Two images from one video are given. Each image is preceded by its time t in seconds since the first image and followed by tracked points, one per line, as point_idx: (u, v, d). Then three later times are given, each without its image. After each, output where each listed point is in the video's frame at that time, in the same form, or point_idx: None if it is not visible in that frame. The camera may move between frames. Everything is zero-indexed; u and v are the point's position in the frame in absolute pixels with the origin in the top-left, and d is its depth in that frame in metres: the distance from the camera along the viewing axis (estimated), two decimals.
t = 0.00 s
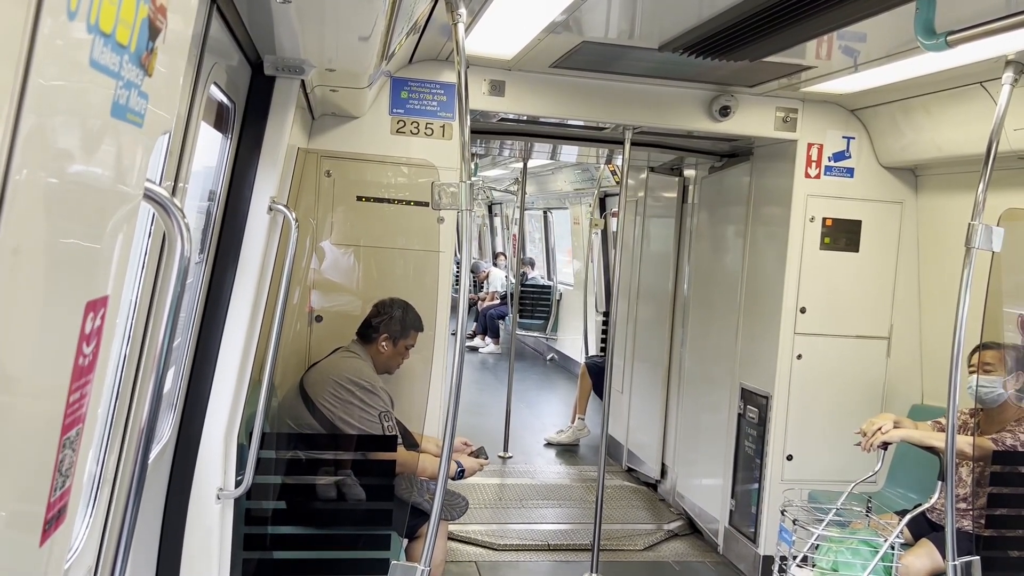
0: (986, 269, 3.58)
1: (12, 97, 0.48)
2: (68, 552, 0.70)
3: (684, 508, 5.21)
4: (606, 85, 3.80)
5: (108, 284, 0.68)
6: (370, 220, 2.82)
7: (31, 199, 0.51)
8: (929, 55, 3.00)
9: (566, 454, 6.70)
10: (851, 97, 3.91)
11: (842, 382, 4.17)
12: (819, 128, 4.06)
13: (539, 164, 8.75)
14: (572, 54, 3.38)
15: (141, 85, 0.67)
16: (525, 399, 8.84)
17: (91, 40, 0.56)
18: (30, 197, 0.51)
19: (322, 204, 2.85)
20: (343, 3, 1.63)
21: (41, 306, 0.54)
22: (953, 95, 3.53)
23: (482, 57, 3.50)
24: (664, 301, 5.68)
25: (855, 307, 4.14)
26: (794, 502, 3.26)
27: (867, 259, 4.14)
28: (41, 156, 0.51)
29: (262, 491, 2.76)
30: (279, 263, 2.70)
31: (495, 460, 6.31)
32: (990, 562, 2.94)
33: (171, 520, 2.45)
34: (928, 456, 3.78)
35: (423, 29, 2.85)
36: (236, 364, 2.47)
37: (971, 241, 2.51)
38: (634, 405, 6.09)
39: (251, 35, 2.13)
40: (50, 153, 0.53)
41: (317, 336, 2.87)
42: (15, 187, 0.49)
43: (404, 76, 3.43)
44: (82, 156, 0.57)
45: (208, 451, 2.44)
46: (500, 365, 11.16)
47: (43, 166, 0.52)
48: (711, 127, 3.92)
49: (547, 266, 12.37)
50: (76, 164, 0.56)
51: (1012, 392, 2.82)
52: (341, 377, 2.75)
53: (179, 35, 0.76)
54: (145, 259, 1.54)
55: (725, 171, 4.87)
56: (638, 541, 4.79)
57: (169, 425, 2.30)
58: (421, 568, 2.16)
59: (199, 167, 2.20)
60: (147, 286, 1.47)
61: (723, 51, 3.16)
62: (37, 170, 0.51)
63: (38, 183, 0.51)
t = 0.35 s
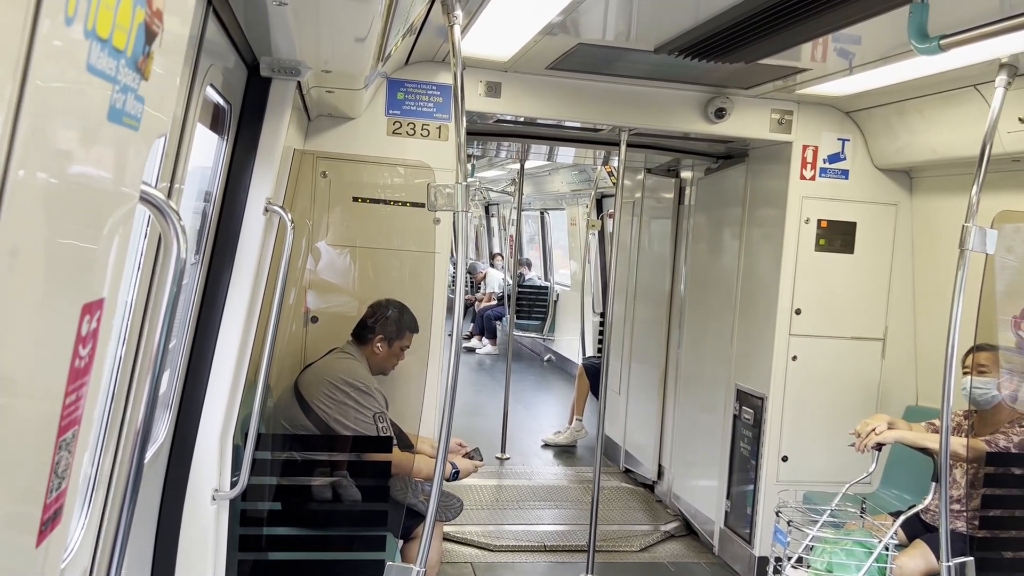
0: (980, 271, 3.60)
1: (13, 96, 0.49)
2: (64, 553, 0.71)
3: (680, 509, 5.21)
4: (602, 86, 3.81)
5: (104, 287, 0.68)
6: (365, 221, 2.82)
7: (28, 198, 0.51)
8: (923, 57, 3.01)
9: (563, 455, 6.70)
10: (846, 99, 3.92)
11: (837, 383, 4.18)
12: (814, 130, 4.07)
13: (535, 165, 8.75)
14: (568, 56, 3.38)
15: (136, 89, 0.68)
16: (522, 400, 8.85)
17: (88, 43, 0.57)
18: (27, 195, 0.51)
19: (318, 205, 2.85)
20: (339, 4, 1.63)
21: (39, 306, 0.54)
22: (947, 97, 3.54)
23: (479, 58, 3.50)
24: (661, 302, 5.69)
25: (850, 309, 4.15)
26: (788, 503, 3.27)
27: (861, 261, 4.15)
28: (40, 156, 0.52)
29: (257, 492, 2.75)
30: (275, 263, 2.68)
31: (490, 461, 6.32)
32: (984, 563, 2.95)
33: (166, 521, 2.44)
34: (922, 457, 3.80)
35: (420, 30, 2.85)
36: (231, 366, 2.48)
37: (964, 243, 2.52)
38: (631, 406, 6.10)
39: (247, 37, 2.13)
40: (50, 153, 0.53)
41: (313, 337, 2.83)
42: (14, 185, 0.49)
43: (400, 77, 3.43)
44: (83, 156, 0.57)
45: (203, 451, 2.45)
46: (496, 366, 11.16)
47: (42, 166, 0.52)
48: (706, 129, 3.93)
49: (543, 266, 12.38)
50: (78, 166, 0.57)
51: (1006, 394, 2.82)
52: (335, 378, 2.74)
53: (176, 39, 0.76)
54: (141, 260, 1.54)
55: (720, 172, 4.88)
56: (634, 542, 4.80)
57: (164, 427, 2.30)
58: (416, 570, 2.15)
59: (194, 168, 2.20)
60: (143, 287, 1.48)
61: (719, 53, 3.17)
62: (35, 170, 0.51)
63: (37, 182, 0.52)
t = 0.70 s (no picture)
0: (980, 271, 3.59)
1: None
2: (53, 552, 0.70)
3: (678, 509, 5.19)
4: (602, 86, 3.80)
5: (94, 284, 0.68)
6: (365, 220, 2.83)
7: None
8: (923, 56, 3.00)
9: (558, 455, 6.68)
10: (846, 98, 3.91)
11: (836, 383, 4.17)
12: (814, 130, 4.07)
13: (532, 165, 8.76)
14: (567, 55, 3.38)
15: (126, 83, 0.67)
16: (518, 400, 8.84)
17: (70, 37, 0.56)
18: None
19: (317, 205, 2.84)
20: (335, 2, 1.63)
21: (10, 304, 0.53)
22: (947, 97, 3.54)
23: (478, 57, 3.50)
24: (657, 302, 5.66)
25: (850, 308, 4.14)
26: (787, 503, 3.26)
27: (861, 260, 4.14)
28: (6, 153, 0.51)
29: (256, 491, 2.74)
30: (273, 261, 2.68)
31: (488, 460, 6.31)
32: (982, 563, 2.94)
33: (164, 520, 2.43)
34: (921, 458, 3.80)
35: (418, 29, 2.85)
36: (229, 366, 2.48)
37: (964, 243, 2.51)
38: (626, 406, 6.09)
39: (244, 34, 2.12)
40: (16, 149, 0.52)
41: (312, 336, 2.84)
42: None
43: (399, 76, 3.42)
44: (50, 152, 0.56)
45: (201, 451, 2.44)
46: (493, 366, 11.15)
47: (8, 162, 0.51)
48: (706, 128, 3.92)
49: (541, 266, 12.38)
50: (47, 162, 0.56)
51: (1005, 393, 2.82)
52: (335, 378, 2.72)
53: (165, 33, 0.75)
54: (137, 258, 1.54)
55: (719, 172, 4.87)
56: (632, 542, 4.79)
57: (162, 426, 2.30)
58: (414, 569, 2.15)
59: (192, 167, 2.20)
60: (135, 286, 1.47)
61: (718, 51, 3.16)
62: (5, 166, 0.51)
63: (7, 179, 0.51)
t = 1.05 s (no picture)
0: (977, 268, 3.60)
1: None
2: (53, 554, 0.70)
3: (677, 508, 5.21)
4: (598, 86, 3.80)
5: (92, 285, 0.67)
6: (363, 221, 2.82)
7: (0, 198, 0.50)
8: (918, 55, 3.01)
9: (557, 454, 6.69)
10: (841, 97, 3.92)
11: (834, 381, 4.18)
12: (809, 128, 4.07)
13: (530, 164, 8.76)
14: (563, 55, 3.38)
15: (123, 84, 0.67)
16: (517, 400, 8.84)
17: (67, 39, 0.56)
18: None
19: (313, 206, 2.84)
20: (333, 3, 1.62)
21: (11, 307, 0.53)
22: (942, 95, 3.54)
23: (473, 57, 3.49)
24: (656, 301, 5.67)
25: (846, 307, 4.15)
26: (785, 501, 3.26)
27: (857, 259, 4.15)
28: (9, 154, 0.50)
29: (254, 493, 2.72)
30: (269, 262, 2.67)
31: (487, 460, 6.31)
32: (980, 560, 2.95)
33: (161, 522, 2.42)
34: (919, 456, 3.80)
35: (414, 29, 2.85)
36: (225, 367, 2.47)
37: (960, 241, 2.51)
38: (627, 406, 6.10)
39: (240, 35, 2.11)
40: (18, 151, 0.52)
41: (309, 337, 2.84)
42: None
43: (395, 76, 3.42)
44: (49, 154, 0.56)
45: (198, 452, 2.43)
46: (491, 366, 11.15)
47: (11, 163, 0.51)
48: (702, 127, 3.92)
49: (539, 266, 12.38)
50: (46, 163, 0.55)
51: (1003, 391, 2.83)
52: (335, 379, 2.72)
53: (162, 34, 0.75)
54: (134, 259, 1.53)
55: (716, 171, 4.88)
56: (631, 541, 4.79)
57: (158, 428, 2.29)
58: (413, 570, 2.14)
59: (187, 168, 2.19)
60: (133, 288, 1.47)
61: (714, 51, 3.17)
62: (6, 168, 0.50)
63: (8, 182, 0.51)
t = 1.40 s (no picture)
0: (975, 270, 3.60)
1: None
2: (49, 553, 0.70)
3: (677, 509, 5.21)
4: (597, 86, 3.80)
5: (90, 284, 0.67)
6: (361, 221, 2.79)
7: (2, 196, 0.50)
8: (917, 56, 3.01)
9: (563, 454, 6.70)
10: (841, 98, 3.93)
11: (833, 382, 4.18)
12: (808, 129, 4.07)
13: (531, 165, 8.76)
14: (562, 55, 3.37)
15: (121, 84, 0.67)
16: (518, 400, 8.84)
17: (67, 36, 0.56)
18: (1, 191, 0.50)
19: (312, 205, 2.83)
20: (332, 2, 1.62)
21: (13, 304, 0.53)
22: (941, 96, 3.55)
23: (473, 58, 3.49)
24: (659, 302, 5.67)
25: (845, 308, 4.15)
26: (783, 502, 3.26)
27: (856, 259, 4.16)
28: (11, 155, 0.51)
29: (251, 493, 2.71)
30: (268, 262, 2.67)
31: (488, 461, 6.31)
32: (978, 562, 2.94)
33: (159, 522, 2.43)
34: (917, 458, 3.80)
35: (413, 29, 2.84)
36: (224, 367, 2.46)
37: (958, 242, 2.52)
38: (629, 407, 6.10)
39: (240, 36, 2.12)
40: (21, 152, 0.52)
41: (308, 337, 2.83)
42: None
43: (395, 76, 3.42)
44: (52, 155, 0.56)
45: (196, 452, 2.43)
46: (492, 366, 11.15)
47: (13, 164, 0.51)
48: (701, 128, 3.92)
49: (540, 266, 12.39)
50: (49, 163, 0.56)
51: (1000, 393, 2.82)
52: (330, 379, 2.72)
53: (161, 34, 0.75)
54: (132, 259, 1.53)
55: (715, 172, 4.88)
56: (629, 542, 4.79)
57: (156, 427, 2.29)
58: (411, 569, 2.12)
59: (186, 168, 2.19)
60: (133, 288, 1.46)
61: (713, 51, 3.17)
62: (7, 167, 0.50)
63: (9, 179, 0.51)
